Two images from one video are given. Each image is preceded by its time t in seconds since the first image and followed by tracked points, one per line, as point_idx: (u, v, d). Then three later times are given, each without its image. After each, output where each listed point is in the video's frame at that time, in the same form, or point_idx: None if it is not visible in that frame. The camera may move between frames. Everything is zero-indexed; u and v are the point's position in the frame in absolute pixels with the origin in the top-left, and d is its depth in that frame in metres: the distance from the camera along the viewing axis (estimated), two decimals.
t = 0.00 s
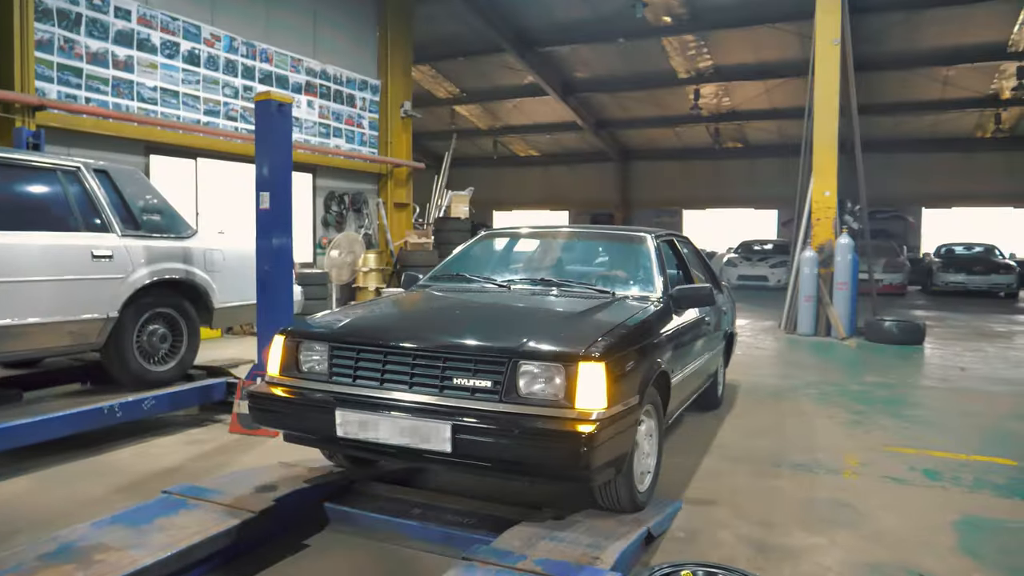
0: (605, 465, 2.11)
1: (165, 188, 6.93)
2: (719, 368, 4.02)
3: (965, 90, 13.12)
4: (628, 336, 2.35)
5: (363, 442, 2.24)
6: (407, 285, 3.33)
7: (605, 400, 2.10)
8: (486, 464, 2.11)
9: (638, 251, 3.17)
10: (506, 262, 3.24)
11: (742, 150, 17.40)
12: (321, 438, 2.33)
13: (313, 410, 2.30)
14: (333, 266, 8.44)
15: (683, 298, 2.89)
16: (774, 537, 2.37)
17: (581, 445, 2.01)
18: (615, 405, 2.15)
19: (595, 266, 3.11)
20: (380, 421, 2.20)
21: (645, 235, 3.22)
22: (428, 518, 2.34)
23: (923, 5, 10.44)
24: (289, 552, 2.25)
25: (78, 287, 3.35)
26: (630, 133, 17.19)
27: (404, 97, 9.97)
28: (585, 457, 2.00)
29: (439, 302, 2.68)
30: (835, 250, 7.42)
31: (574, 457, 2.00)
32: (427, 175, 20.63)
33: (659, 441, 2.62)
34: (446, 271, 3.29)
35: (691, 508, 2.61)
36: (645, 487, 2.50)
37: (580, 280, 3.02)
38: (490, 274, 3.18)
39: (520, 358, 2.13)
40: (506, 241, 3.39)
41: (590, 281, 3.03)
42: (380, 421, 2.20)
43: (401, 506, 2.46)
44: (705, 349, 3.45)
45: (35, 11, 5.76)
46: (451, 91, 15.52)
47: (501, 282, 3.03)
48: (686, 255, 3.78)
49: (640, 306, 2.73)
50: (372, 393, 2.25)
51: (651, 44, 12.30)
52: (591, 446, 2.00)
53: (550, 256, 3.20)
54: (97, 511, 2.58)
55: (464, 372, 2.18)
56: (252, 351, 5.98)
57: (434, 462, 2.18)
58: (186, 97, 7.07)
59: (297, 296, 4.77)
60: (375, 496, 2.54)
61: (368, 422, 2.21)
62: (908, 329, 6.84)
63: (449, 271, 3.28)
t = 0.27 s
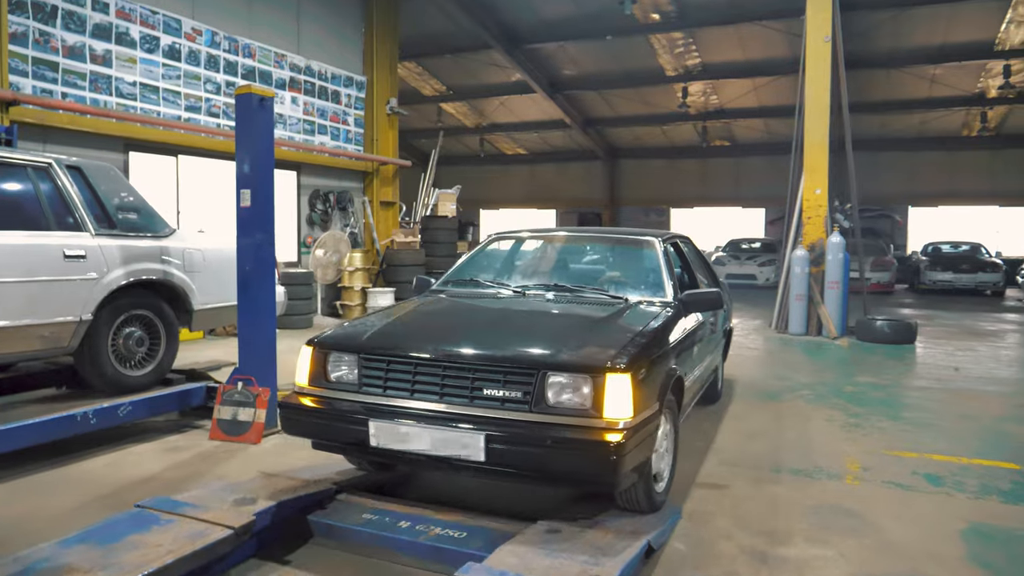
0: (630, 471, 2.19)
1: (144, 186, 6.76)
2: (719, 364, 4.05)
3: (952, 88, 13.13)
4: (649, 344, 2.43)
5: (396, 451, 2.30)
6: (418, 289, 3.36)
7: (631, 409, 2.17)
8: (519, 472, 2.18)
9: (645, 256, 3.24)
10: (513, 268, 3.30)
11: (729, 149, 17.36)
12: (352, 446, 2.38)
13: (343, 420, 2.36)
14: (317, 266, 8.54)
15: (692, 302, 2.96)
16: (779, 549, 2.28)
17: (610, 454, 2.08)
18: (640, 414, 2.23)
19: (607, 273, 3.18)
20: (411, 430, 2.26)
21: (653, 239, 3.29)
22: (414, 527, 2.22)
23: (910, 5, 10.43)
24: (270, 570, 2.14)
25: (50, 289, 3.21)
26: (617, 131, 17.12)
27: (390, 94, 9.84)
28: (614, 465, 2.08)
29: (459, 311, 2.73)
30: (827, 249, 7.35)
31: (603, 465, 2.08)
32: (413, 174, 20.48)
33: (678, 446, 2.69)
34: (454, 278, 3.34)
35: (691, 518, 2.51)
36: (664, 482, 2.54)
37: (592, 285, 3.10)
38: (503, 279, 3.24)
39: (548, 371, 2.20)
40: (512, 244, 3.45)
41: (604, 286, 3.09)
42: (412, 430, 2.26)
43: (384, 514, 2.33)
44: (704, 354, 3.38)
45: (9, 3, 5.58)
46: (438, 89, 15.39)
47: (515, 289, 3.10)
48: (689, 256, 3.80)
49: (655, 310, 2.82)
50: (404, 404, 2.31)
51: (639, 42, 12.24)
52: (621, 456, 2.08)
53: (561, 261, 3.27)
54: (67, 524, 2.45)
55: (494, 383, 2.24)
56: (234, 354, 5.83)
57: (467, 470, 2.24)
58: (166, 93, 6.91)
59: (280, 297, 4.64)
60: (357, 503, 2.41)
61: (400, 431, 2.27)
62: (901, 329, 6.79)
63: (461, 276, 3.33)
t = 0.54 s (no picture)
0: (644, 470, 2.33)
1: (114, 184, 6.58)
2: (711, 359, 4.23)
3: (929, 89, 13.22)
4: (657, 348, 2.56)
5: (419, 454, 2.40)
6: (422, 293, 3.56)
7: (645, 412, 2.31)
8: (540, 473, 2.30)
9: (643, 260, 3.38)
10: (516, 271, 3.47)
11: (709, 149, 17.38)
12: (375, 451, 2.49)
13: (365, 425, 2.45)
14: (293, 266, 8.41)
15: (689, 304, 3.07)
16: (772, 561, 2.20)
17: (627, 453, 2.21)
18: (652, 416, 2.36)
19: (605, 276, 3.32)
20: (435, 435, 2.36)
21: (649, 243, 3.42)
22: (391, 542, 2.12)
23: (889, 6, 10.47)
24: None
25: (7, 292, 3.06)
26: (597, 130, 17.07)
27: (368, 92, 9.68)
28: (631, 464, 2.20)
29: (471, 318, 2.85)
30: (808, 249, 7.34)
31: (621, 465, 2.21)
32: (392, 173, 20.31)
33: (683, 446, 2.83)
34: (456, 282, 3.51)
35: (680, 529, 2.43)
36: (669, 478, 2.68)
37: (593, 288, 3.25)
38: (508, 283, 3.41)
39: (566, 376, 2.33)
40: (515, 248, 3.62)
41: (605, 290, 3.23)
42: (436, 435, 2.36)
43: (359, 529, 2.22)
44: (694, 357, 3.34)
45: None
46: (417, 87, 15.27)
47: (520, 293, 3.26)
48: (682, 257, 3.85)
49: (659, 314, 2.96)
50: (427, 409, 2.42)
51: (619, 41, 12.19)
52: (638, 455, 2.21)
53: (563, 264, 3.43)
54: (23, 541, 2.32)
55: (513, 388, 2.37)
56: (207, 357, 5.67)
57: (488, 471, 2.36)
58: (137, 89, 6.73)
59: (254, 298, 4.51)
60: (330, 518, 2.29)
61: (424, 436, 2.37)
62: (882, 328, 6.78)
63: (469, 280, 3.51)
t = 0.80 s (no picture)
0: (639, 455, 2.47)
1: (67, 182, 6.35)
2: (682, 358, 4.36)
3: (895, 90, 13.36)
4: (647, 338, 2.73)
5: (424, 443, 2.51)
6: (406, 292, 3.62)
7: (640, 398, 2.46)
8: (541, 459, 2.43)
9: (626, 259, 3.56)
10: (502, 270, 3.62)
11: (678, 149, 17.42)
12: (377, 441, 2.59)
13: (370, 416, 2.56)
14: (257, 266, 8.16)
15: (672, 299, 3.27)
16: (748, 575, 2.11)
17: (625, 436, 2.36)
18: (647, 403, 2.51)
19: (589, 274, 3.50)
20: (440, 424, 2.48)
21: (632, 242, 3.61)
22: (348, 560, 2.00)
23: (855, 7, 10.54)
24: None
25: None
26: (568, 130, 17.02)
27: (334, 88, 9.50)
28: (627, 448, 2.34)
29: (465, 313, 2.98)
30: (778, 249, 7.32)
31: (619, 448, 2.35)
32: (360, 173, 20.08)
33: (669, 435, 2.98)
34: (440, 280, 3.65)
35: (652, 542, 2.34)
36: (657, 466, 2.82)
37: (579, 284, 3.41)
38: (495, 280, 3.55)
39: (565, 365, 2.48)
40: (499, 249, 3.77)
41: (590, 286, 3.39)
42: (440, 423, 2.48)
43: (315, 547, 2.09)
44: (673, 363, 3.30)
45: None
46: (386, 86, 15.11)
47: (508, 289, 3.41)
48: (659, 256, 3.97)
49: (645, 308, 3.14)
50: (430, 400, 2.54)
51: (590, 40, 12.15)
52: (636, 439, 2.36)
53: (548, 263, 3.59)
54: None
55: (514, 378, 2.50)
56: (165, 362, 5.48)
57: (490, 459, 2.47)
58: (93, 83, 6.51)
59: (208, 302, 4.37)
60: (283, 536, 2.16)
61: (428, 425, 2.49)
62: (851, 329, 6.78)
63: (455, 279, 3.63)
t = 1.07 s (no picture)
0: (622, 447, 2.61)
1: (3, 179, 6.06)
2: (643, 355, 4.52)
3: (850, 92, 13.55)
4: (625, 337, 2.89)
5: (415, 440, 2.59)
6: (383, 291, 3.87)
7: (624, 394, 2.61)
8: (530, 453, 2.54)
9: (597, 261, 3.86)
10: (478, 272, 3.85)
11: (638, 149, 17.47)
12: (367, 440, 2.65)
13: (361, 415, 2.62)
14: (208, 268, 7.84)
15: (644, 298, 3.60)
16: None
17: (610, 430, 2.51)
18: (629, 398, 2.66)
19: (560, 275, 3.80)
20: (431, 422, 2.57)
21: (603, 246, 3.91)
22: None
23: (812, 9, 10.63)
24: None
25: None
26: (528, 130, 16.94)
27: (289, 85, 9.28)
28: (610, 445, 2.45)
29: (448, 313, 3.09)
30: (738, 250, 7.31)
31: (605, 442, 2.50)
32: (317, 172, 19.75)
33: (644, 431, 3.14)
34: (418, 281, 3.87)
35: (614, 557, 2.25)
36: (633, 459, 2.95)
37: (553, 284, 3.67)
38: (470, 281, 3.78)
39: (552, 363, 2.60)
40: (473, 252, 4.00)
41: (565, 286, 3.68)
42: (431, 421, 2.57)
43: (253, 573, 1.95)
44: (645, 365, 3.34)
45: None
46: (344, 83, 14.87)
47: (485, 289, 3.64)
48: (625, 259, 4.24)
49: (621, 306, 3.42)
50: (421, 398, 2.63)
51: (550, 39, 12.07)
52: (621, 433, 2.50)
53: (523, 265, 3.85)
54: None
55: (503, 376, 2.62)
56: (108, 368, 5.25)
57: (480, 454, 2.58)
58: (31, 77, 6.21)
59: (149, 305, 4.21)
60: (220, 561, 2.03)
61: (420, 424, 2.58)
62: (810, 329, 6.80)
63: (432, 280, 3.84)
